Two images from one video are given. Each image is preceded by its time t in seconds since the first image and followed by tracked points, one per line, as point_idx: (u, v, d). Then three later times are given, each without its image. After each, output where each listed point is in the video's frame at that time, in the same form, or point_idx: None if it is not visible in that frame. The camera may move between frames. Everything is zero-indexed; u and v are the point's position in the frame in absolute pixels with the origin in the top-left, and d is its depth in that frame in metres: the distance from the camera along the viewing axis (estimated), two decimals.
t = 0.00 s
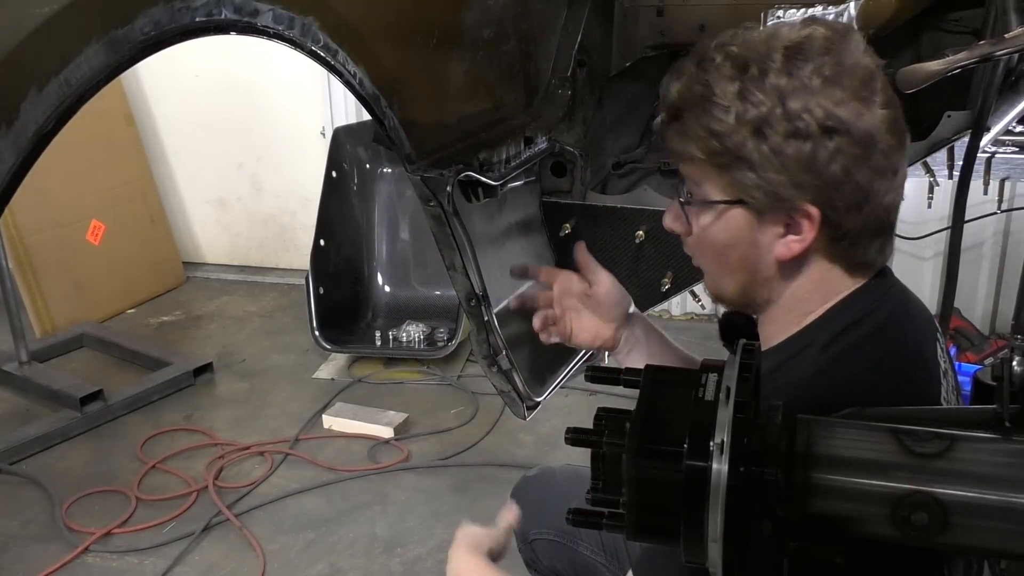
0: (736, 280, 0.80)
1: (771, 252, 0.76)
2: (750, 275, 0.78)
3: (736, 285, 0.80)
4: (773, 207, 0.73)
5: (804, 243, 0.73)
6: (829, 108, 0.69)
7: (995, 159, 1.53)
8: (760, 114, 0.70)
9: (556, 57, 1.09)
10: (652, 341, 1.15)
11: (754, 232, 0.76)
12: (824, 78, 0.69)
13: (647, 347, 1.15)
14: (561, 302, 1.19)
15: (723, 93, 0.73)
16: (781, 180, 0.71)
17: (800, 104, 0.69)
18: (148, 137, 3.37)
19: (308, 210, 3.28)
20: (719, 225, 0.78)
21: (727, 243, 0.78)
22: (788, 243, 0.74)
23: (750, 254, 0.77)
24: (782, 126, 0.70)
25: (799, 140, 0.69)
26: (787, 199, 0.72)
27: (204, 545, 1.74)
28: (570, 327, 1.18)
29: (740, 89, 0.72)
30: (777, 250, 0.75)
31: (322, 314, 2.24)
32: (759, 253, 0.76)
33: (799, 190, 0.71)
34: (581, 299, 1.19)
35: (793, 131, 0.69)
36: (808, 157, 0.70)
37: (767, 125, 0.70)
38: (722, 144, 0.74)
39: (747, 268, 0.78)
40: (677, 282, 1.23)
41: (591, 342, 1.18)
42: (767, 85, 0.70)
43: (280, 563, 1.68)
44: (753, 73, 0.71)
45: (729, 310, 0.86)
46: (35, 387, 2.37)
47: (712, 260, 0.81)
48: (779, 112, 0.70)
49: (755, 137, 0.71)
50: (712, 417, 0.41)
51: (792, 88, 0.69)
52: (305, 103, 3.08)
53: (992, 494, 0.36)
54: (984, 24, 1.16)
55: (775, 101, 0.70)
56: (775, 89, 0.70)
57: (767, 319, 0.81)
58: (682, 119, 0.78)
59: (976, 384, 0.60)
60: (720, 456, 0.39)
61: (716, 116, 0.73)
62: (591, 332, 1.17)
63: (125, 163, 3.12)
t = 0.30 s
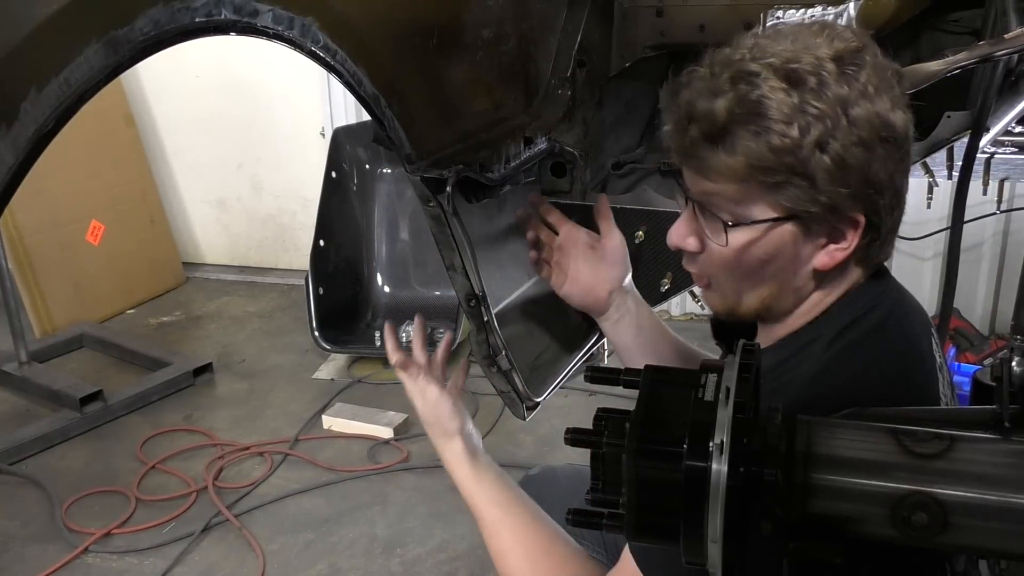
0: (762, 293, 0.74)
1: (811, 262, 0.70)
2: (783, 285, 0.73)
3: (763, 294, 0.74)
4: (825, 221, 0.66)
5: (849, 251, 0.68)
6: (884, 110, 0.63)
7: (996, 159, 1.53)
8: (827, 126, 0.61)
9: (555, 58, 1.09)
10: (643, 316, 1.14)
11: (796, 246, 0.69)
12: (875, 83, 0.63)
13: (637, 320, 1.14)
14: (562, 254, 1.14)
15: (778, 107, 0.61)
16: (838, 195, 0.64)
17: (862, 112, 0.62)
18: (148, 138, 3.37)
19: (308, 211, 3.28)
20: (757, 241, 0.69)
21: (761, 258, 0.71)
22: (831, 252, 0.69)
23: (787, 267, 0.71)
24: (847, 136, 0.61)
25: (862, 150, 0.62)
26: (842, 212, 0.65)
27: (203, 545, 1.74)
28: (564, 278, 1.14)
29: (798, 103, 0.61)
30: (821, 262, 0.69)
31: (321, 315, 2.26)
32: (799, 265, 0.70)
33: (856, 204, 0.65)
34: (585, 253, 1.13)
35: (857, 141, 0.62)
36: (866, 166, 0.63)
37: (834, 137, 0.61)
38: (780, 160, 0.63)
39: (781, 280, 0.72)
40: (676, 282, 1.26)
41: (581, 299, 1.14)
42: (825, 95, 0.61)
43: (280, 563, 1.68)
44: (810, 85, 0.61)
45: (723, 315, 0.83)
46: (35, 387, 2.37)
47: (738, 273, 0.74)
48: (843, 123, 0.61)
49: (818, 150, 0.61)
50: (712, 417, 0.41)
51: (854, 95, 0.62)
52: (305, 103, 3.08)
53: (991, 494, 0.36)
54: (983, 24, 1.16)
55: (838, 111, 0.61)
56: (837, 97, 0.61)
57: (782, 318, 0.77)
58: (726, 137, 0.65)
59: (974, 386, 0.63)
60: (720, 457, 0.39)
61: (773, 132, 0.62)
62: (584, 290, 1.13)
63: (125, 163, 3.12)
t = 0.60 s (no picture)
0: (774, 301, 0.74)
1: (829, 272, 0.70)
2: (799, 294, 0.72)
3: (777, 303, 0.74)
4: (849, 231, 0.67)
5: (866, 260, 0.69)
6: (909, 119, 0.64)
7: (996, 160, 1.53)
8: (864, 136, 0.62)
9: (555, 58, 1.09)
10: (647, 319, 1.11)
11: (819, 256, 0.69)
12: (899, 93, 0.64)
13: (640, 324, 1.11)
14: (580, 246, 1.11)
15: (819, 120, 0.61)
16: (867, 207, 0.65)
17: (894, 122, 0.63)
18: (147, 138, 3.37)
19: (307, 211, 3.28)
20: (786, 250, 0.69)
21: (783, 268, 0.70)
22: (849, 261, 0.70)
23: (807, 278, 0.71)
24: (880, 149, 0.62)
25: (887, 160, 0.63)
26: (870, 224, 0.66)
27: (203, 545, 1.74)
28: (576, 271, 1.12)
29: (838, 114, 0.61)
30: (839, 271, 0.70)
31: (321, 317, 2.26)
32: (817, 275, 0.71)
33: (880, 213, 0.66)
34: (603, 251, 1.11)
35: (885, 151, 0.63)
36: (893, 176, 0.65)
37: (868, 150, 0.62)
38: (821, 173, 0.62)
39: (798, 289, 0.72)
40: (676, 283, 1.26)
41: (587, 294, 1.13)
42: (863, 107, 0.61)
43: (279, 563, 1.68)
44: (847, 97, 0.62)
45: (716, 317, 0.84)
46: (34, 387, 2.37)
47: (755, 282, 0.73)
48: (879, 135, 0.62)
49: (854, 162, 0.62)
50: (712, 417, 0.41)
51: (887, 107, 0.63)
52: (305, 103, 3.08)
53: (991, 494, 0.36)
54: (982, 24, 1.16)
55: (875, 121, 0.62)
56: (873, 108, 0.62)
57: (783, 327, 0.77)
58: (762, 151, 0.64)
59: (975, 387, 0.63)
60: (720, 457, 0.39)
61: (814, 145, 0.61)
62: (593, 286, 1.12)
63: (124, 163, 3.12)
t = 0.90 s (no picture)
0: (739, 294, 0.78)
1: (781, 274, 0.73)
2: (757, 291, 0.76)
3: (743, 297, 0.78)
4: (792, 233, 0.69)
5: (818, 268, 0.71)
6: (866, 135, 0.64)
7: (995, 160, 1.53)
8: (797, 141, 0.64)
9: (555, 58, 1.08)
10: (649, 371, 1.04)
11: (766, 255, 0.72)
12: (862, 107, 0.63)
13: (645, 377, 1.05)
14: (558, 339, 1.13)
15: (753, 115, 0.65)
16: (809, 211, 0.67)
17: (838, 133, 0.63)
18: (147, 138, 3.37)
19: (307, 211, 3.28)
20: (730, 244, 0.74)
21: (734, 261, 0.75)
22: (801, 267, 0.72)
23: (759, 274, 0.74)
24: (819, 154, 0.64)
25: (834, 171, 0.64)
26: (811, 228, 0.68)
27: (203, 546, 1.74)
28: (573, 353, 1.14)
29: (774, 114, 0.64)
30: (790, 275, 0.72)
31: (321, 317, 2.26)
32: (771, 274, 0.74)
33: (825, 222, 0.67)
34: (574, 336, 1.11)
35: (829, 162, 0.64)
36: (843, 188, 0.65)
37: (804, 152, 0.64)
38: (752, 168, 0.67)
39: (754, 284, 0.76)
40: (677, 284, 1.23)
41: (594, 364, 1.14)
42: (803, 109, 0.64)
43: (279, 563, 1.68)
44: (790, 98, 0.64)
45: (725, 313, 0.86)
46: (34, 387, 2.37)
47: (717, 273, 0.78)
48: (817, 141, 0.64)
49: (786, 163, 0.65)
50: (711, 417, 0.41)
51: (833, 115, 0.63)
52: (305, 104, 3.08)
53: (990, 494, 0.36)
54: (982, 24, 1.16)
55: (813, 128, 0.64)
56: (814, 114, 0.63)
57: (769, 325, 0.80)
58: (703, 139, 0.70)
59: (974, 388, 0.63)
60: (719, 458, 0.39)
61: (745, 141, 0.66)
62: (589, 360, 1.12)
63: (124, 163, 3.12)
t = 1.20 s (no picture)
0: (715, 259, 0.84)
1: (737, 238, 0.79)
2: (722, 254, 0.82)
3: (720, 266, 0.84)
4: (743, 194, 0.76)
5: (761, 237, 0.76)
6: (818, 112, 0.68)
7: (994, 159, 1.53)
8: (754, 100, 0.72)
9: (555, 59, 1.09)
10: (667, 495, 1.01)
11: (728, 214, 0.79)
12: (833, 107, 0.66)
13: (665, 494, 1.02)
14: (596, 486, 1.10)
15: (734, 74, 0.75)
16: (754, 171, 0.74)
17: (786, 102, 0.70)
18: (147, 138, 3.37)
19: (307, 211, 3.28)
20: (703, 200, 0.82)
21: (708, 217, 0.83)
22: (751, 233, 0.77)
23: (723, 235, 0.81)
24: (767, 118, 0.71)
25: (777, 138, 0.71)
26: (754, 191, 0.74)
27: (203, 546, 1.74)
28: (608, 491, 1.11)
29: (749, 73, 0.73)
30: (741, 239, 0.78)
31: (321, 317, 2.25)
32: (730, 237, 0.80)
33: (765, 186, 0.73)
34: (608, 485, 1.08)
35: (773, 127, 0.71)
36: (783, 157, 0.70)
37: (756, 111, 0.72)
38: (719, 123, 0.77)
39: (719, 246, 0.82)
40: (676, 284, 1.22)
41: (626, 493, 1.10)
42: (768, 74, 0.72)
43: (279, 564, 1.68)
44: (763, 61, 0.72)
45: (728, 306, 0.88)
46: (34, 387, 2.37)
47: (702, 233, 0.85)
48: (768, 103, 0.71)
49: (743, 121, 0.74)
50: (712, 418, 0.41)
51: (788, 83, 0.70)
52: (305, 104, 3.09)
53: (990, 496, 0.36)
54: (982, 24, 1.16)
55: (769, 91, 0.71)
56: (773, 80, 0.71)
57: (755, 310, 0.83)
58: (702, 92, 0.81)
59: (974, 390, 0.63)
60: (718, 458, 0.39)
61: (722, 95, 0.76)
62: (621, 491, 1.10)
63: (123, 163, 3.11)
